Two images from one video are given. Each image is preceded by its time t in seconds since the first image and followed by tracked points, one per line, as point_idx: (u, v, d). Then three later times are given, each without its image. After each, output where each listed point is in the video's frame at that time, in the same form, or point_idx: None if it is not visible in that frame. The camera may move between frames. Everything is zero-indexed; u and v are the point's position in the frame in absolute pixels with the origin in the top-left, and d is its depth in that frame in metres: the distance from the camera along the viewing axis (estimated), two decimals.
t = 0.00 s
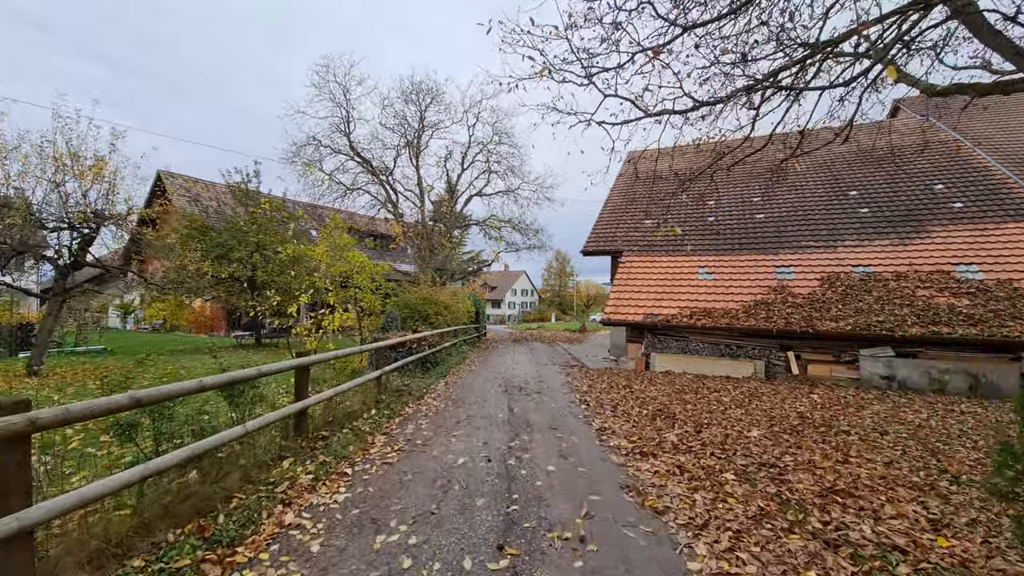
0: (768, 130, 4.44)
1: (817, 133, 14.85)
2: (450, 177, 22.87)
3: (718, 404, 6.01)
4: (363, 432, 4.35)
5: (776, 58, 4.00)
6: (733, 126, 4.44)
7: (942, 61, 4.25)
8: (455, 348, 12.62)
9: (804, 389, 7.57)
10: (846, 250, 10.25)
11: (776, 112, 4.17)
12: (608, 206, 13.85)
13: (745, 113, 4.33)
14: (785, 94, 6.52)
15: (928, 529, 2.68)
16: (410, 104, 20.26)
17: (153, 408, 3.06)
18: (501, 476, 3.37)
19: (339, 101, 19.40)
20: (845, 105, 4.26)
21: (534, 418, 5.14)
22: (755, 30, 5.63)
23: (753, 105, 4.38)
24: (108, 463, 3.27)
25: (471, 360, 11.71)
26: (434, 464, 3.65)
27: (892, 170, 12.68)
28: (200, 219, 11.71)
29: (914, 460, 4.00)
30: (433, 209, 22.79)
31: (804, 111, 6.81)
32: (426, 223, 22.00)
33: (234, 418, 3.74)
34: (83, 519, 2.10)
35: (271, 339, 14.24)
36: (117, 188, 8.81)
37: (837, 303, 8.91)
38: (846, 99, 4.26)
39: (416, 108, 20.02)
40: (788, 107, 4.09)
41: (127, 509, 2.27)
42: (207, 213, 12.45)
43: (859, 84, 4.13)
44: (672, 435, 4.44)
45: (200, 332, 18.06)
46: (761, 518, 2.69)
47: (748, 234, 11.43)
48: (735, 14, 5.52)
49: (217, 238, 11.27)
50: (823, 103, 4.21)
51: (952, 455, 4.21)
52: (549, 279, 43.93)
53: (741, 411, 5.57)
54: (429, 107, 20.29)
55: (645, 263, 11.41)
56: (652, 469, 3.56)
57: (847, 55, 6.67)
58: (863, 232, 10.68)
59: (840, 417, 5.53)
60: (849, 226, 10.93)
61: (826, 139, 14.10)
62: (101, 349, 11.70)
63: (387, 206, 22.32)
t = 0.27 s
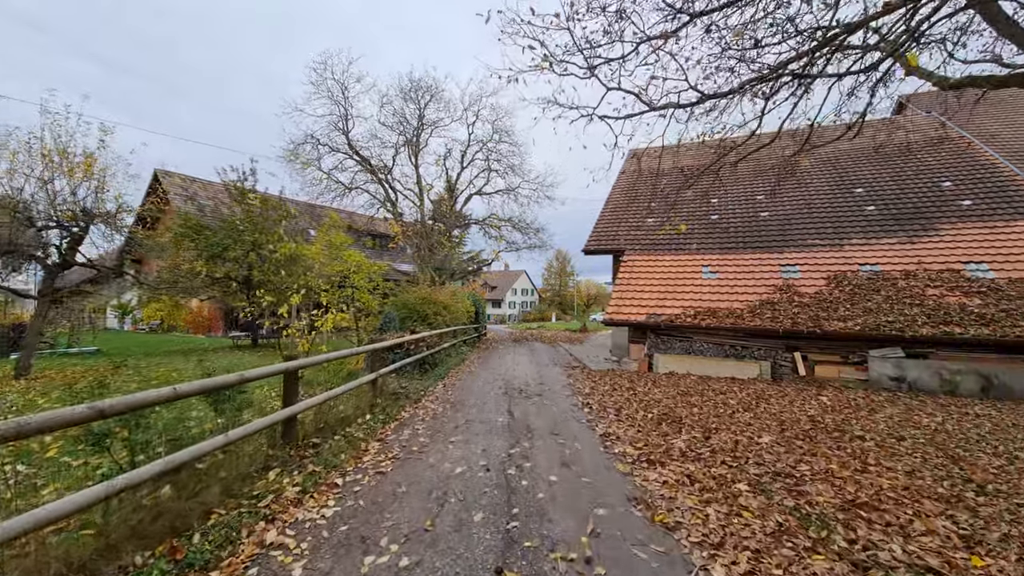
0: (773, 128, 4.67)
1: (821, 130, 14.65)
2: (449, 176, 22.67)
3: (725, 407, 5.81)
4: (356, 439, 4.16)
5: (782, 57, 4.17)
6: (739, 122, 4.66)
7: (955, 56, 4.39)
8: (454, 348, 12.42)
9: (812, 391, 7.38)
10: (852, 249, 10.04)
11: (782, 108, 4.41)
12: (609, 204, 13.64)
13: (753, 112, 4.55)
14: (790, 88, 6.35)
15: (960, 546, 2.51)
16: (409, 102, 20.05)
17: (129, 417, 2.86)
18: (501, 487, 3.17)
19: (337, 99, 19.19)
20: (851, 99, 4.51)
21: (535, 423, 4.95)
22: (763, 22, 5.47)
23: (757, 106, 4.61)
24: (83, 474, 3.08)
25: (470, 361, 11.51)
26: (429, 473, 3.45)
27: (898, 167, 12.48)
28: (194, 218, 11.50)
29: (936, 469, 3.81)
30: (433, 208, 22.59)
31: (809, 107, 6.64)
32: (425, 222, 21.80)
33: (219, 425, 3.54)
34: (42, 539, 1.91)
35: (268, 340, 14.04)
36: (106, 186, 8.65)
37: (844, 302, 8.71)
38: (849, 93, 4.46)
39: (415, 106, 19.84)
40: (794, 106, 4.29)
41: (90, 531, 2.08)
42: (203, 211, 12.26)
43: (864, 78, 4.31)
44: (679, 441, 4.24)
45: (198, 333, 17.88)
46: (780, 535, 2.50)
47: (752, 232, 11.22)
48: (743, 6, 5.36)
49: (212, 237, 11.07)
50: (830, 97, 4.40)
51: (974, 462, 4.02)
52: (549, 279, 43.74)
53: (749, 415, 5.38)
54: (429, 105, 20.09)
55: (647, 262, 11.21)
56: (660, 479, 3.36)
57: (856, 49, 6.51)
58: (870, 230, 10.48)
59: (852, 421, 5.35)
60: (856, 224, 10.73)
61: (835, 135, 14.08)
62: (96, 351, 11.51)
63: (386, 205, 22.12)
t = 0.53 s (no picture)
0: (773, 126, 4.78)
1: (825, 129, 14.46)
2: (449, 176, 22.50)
3: (732, 411, 5.63)
4: (349, 446, 3.97)
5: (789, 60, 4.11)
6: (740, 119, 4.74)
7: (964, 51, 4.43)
8: (453, 350, 12.22)
9: (819, 393, 7.18)
10: (858, 248, 9.86)
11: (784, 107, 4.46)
12: (610, 203, 13.46)
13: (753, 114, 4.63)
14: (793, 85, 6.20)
15: (993, 564, 2.34)
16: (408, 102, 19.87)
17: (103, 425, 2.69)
18: (500, 500, 2.99)
19: (336, 99, 19.01)
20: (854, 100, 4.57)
21: (535, 428, 4.76)
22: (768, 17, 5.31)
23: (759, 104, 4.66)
24: (55, 487, 2.89)
25: (469, 363, 11.32)
26: (423, 484, 3.26)
27: (902, 165, 12.31)
28: (188, 219, 11.33)
29: (957, 477, 3.62)
30: (432, 209, 22.42)
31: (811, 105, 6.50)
32: (425, 223, 21.62)
33: (202, 433, 3.36)
34: None
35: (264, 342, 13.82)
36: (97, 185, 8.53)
37: (851, 303, 8.53)
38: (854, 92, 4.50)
39: (414, 106, 19.67)
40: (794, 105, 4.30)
41: (50, 552, 1.90)
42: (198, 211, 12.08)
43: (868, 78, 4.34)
44: (686, 448, 4.05)
45: (195, 335, 17.70)
46: (801, 554, 2.31)
47: (756, 231, 11.04)
48: None
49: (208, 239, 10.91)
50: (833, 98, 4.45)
51: (996, 470, 3.83)
52: (549, 280, 43.57)
53: (757, 419, 5.20)
54: (428, 105, 19.90)
55: (648, 263, 11.03)
56: (668, 489, 3.17)
57: (864, 44, 6.36)
58: (876, 229, 10.29)
59: (864, 426, 5.16)
60: (861, 223, 10.55)
61: (839, 133, 13.90)
62: (89, 353, 11.35)
63: (385, 206, 21.94)
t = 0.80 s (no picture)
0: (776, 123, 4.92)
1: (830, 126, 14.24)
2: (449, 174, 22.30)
3: (740, 415, 5.43)
4: (340, 453, 3.78)
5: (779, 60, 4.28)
6: (744, 115, 4.86)
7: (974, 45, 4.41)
8: (453, 351, 12.03)
9: (829, 395, 6.98)
10: (866, 247, 9.65)
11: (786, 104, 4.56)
12: (612, 202, 13.26)
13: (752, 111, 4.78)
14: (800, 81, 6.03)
15: None
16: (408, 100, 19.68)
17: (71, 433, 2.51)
18: (498, 512, 2.79)
19: (335, 96, 18.82)
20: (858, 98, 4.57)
21: (536, 432, 4.56)
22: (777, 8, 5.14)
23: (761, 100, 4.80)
24: (23, 498, 2.70)
25: (468, 364, 11.12)
26: (417, 494, 3.07)
27: (910, 163, 12.09)
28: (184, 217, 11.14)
29: (984, 487, 3.42)
30: (432, 208, 22.23)
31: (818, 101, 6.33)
32: (424, 222, 21.42)
33: (183, 439, 3.17)
34: None
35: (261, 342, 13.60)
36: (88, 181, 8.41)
37: (860, 303, 8.32)
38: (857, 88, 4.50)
39: (414, 103, 19.47)
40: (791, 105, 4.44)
41: None
42: (194, 209, 11.90)
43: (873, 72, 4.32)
44: (695, 455, 3.86)
45: (192, 335, 17.51)
46: None
47: (761, 230, 10.83)
48: None
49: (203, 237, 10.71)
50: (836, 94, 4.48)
51: None
52: (550, 280, 43.36)
53: (767, 423, 5.00)
54: (428, 102, 19.69)
55: (652, 262, 10.83)
56: (678, 501, 2.97)
57: (874, 36, 6.16)
58: (884, 227, 10.08)
59: (879, 430, 4.95)
60: (869, 221, 10.34)
61: (845, 130, 13.69)
62: (84, 354, 11.16)
63: (385, 205, 21.74)
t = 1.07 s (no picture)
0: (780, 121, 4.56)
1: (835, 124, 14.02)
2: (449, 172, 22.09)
3: (749, 418, 5.24)
4: (332, 459, 3.58)
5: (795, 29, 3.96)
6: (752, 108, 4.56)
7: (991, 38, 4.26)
8: (452, 350, 11.84)
9: (838, 398, 6.79)
10: (875, 245, 9.44)
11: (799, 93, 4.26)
12: (615, 200, 13.05)
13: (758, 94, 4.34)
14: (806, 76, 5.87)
15: None
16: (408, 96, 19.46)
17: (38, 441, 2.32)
18: (499, 527, 2.59)
19: (334, 92, 18.61)
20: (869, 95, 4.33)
21: (538, 437, 4.37)
22: None
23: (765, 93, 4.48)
24: None
25: (468, 364, 10.93)
26: (411, 505, 2.88)
27: (917, 160, 11.88)
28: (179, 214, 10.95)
29: (1012, 497, 3.23)
30: (432, 206, 22.02)
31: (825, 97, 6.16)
32: (424, 220, 21.22)
33: (164, 446, 2.98)
34: None
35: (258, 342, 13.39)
36: (77, 175, 8.31)
37: (869, 303, 8.13)
38: (871, 82, 4.26)
39: (414, 100, 19.26)
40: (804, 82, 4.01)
41: None
42: (190, 206, 11.71)
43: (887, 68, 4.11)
44: (705, 462, 3.66)
45: (190, 334, 17.33)
46: None
47: (766, 228, 10.63)
48: None
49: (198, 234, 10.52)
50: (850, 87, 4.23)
51: None
52: (550, 279, 43.15)
53: (778, 428, 4.81)
54: (428, 99, 19.46)
55: (655, 260, 10.63)
56: (690, 513, 2.78)
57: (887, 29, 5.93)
58: (892, 225, 9.87)
59: (895, 436, 4.76)
60: (876, 219, 10.13)
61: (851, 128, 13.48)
62: (78, 352, 11.01)
63: (384, 203, 21.53)
